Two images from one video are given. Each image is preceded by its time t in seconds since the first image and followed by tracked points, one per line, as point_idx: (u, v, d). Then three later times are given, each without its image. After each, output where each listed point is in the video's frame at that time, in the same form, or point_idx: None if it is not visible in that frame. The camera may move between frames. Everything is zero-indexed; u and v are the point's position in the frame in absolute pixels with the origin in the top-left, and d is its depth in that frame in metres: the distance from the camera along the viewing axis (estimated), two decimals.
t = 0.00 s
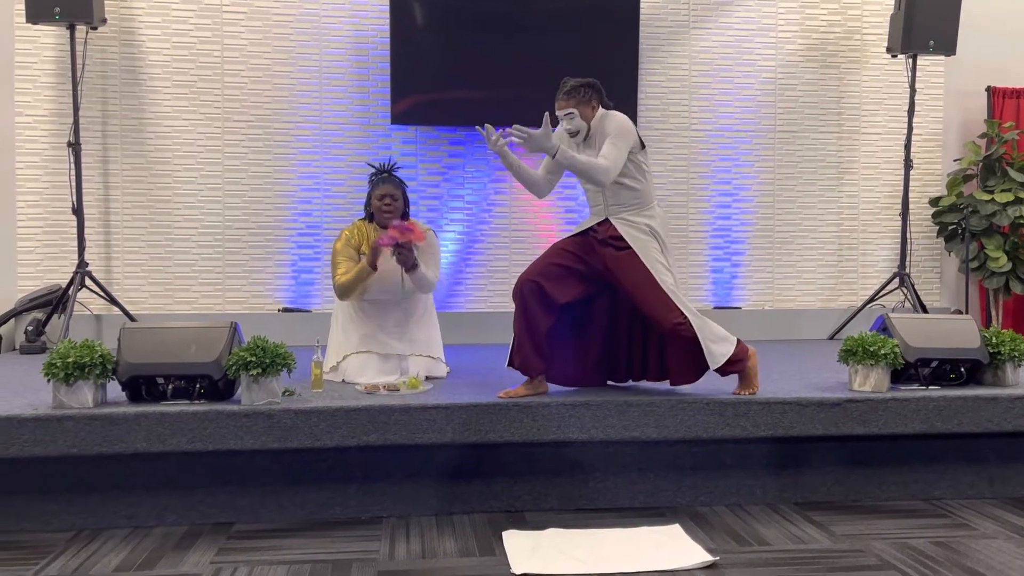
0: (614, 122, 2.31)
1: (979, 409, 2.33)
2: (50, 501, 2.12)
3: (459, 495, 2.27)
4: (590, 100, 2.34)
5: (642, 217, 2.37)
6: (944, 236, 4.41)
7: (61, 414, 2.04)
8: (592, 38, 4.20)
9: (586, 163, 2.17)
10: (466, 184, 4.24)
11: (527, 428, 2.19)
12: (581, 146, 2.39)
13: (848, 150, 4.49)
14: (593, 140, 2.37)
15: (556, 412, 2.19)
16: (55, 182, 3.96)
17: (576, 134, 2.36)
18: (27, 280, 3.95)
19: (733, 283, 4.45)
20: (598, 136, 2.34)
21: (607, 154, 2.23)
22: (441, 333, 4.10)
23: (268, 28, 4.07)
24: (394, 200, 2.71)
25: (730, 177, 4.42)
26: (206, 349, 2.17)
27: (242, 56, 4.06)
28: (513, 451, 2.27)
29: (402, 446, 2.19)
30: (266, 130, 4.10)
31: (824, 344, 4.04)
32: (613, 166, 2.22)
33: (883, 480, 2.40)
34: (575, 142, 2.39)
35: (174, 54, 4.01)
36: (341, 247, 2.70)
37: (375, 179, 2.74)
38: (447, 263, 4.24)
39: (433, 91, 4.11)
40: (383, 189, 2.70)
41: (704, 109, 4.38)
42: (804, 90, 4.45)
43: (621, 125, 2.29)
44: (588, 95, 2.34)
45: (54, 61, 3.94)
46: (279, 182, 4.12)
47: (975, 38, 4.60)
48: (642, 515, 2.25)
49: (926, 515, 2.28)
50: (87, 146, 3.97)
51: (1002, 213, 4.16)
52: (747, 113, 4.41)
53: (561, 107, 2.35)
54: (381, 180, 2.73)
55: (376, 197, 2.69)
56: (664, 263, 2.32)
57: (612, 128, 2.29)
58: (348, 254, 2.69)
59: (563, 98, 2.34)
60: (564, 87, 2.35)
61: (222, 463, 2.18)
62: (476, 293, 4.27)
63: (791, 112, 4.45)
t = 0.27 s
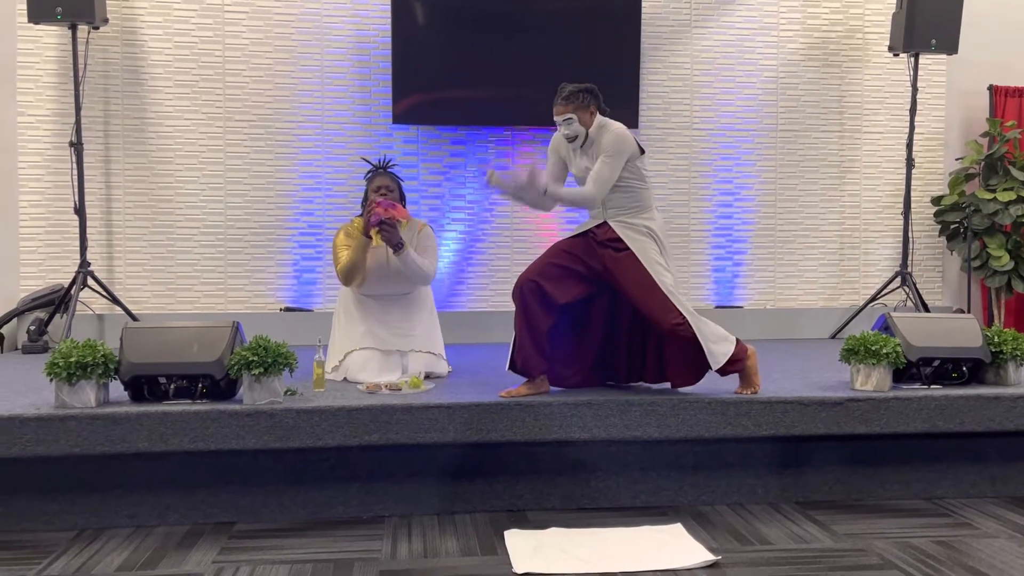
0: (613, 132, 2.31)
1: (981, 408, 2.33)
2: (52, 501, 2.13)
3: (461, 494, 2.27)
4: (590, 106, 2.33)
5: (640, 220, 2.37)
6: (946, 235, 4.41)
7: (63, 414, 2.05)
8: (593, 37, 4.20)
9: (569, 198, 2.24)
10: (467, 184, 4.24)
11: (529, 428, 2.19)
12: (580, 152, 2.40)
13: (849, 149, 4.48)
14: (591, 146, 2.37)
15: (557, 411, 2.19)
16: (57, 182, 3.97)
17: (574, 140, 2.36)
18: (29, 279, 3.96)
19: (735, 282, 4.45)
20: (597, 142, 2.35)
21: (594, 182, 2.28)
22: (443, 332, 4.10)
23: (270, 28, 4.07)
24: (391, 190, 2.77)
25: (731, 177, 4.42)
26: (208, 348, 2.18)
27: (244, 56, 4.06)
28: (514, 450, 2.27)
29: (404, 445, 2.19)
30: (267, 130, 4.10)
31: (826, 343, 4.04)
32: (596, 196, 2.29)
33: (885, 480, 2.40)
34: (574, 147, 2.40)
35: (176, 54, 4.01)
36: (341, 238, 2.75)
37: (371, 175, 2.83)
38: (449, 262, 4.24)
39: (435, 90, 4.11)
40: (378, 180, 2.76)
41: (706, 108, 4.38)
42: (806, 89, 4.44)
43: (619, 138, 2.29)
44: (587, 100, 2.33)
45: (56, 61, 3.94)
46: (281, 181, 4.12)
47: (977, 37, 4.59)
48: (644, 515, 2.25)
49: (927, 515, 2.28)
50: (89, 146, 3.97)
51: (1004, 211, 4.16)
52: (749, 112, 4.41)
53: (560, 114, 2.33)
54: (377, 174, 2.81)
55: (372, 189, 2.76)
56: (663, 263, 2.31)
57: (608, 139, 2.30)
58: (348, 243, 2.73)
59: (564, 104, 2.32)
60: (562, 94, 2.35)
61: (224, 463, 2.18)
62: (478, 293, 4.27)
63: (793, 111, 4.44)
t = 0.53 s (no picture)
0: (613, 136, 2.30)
1: (983, 408, 2.33)
2: (55, 500, 2.13)
3: (463, 494, 2.27)
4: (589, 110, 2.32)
5: (639, 223, 2.37)
6: (948, 234, 4.40)
7: (66, 414, 2.05)
8: (595, 36, 4.20)
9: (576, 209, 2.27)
10: (468, 183, 4.24)
11: (530, 427, 2.19)
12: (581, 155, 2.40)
13: (851, 148, 4.48)
14: (592, 150, 2.36)
15: (559, 411, 2.19)
16: (59, 182, 3.97)
17: (575, 144, 2.35)
18: (31, 279, 3.96)
19: (736, 282, 4.45)
20: (597, 146, 2.34)
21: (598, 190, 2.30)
22: (445, 332, 4.10)
23: (271, 28, 4.07)
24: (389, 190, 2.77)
25: (733, 176, 4.42)
26: (210, 348, 2.18)
27: (245, 56, 4.06)
28: (516, 450, 2.27)
29: (406, 445, 2.20)
30: (269, 129, 4.10)
31: (827, 342, 4.04)
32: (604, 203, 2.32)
33: (887, 479, 2.40)
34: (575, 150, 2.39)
35: (178, 54, 4.02)
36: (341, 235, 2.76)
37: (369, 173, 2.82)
38: (450, 262, 4.24)
39: (436, 89, 4.11)
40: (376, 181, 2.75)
41: (707, 107, 4.38)
42: (808, 88, 4.44)
43: (620, 145, 2.28)
44: (587, 105, 2.32)
45: (58, 61, 3.95)
46: (282, 181, 4.12)
47: (979, 36, 4.59)
48: (646, 515, 2.25)
49: (930, 514, 2.28)
50: (91, 146, 3.98)
51: (1007, 211, 4.15)
52: (751, 111, 4.41)
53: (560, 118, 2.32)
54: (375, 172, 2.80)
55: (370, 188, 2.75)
56: (662, 266, 2.32)
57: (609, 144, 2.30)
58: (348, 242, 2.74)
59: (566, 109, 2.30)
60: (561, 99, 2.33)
61: (226, 463, 2.18)
62: (479, 292, 4.28)
63: (795, 110, 4.44)
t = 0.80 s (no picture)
0: (619, 123, 2.32)
1: (985, 407, 2.32)
2: (56, 500, 2.13)
3: (464, 494, 2.27)
4: (594, 100, 2.33)
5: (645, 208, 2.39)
6: (950, 234, 4.40)
7: (67, 414, 2.05)
8: (596, 36, 4.20)
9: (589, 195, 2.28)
10: (470, 183, 4.24)
11: (532, 427, 2.19)
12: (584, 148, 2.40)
13: (853, 148, 4.48)
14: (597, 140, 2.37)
15: (560, 411, 2.19)
16: (61, 183, 3.98)
17: (581, 135, 2.35)
18: (32, 280, 3.97)
19: (737, 281, 4.44)
20: (603, 135, 2.34)
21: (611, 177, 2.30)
22: (446, 332, 4.10)
23: (272, 28, 4.08)
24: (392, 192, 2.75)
25: (734, 176, 4.42)
26: (211, 348, 2.18)
27: (246, 56, 4.06)
28: (517, 450, 2.27)
29: (407, 445, 2.19)
30: (270, 130, 4.11)
31: (829, 342, 4.04)
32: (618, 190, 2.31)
33: (889, 479, 2.40)
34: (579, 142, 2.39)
35: (179, 54, 4.02)
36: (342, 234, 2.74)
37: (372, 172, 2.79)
38: (451, 262, 4.24)
39: (437, 89, 4.11)
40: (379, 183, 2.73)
41: (708, 107, 4.38)
42: (809, 88, 4.44)
43: (627, 132, 2.29)
44: (594, 96, 2.33)
45: (60, 61, 3.95)
46: (284, 181, 4.12)
47: (980, 36, 4.58)
48: (647, 514, 2.25)
49: (931, 514, 2.27)
50: (93, 146, 3.98)
51: (1009, 210, 4.16)
52: (752, 110, 4.41)
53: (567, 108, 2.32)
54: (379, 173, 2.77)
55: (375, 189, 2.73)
56: (670, 252, 2.33)
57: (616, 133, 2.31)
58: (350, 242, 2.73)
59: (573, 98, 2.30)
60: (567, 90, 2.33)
61: (228, 463, 2.18)
62: (480, 292, 4.28)
63: (797, 109, 4.44)
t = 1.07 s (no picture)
0: (626, 115, 2.32)
1: (986, 407, 2.32)
2: (57, 501, 2.13)
3: (464, 494, 2.27)
4: (601, 93, 2.33)
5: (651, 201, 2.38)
6: (951, 234, 4.40)
7: (68, 414, 2.05)
8: (597, 36, 4.20)
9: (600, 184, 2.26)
10: (470, 183, 4.24)
11: (532, 427, 2.19)
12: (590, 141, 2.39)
13: (853, 148, 4.47)
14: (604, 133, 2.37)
15: (561, 411, 2.19)
16: (62, 183, 3.98)
17: (588, 128, 2.35)
18: (33, 280, 3.97)
19: (738, 281, 4.44)
20: (610, 128, 2.34)
21: (621, 166, 2.29)
22: (446, 332, 4.10)
23: (273, 29, 4.08)
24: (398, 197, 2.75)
25: (735, 175, 4.41)
26: (212, 348, 2.18)
27: (247, 56, 4.06)
28: (517, 450, 2.27)
29: (407, 445, 2.20)
30: (271, 130, 4.11)
31: (830, 342, 4.04)
32: (629, 180, 2.30)
33: (889, 479, 2.40)
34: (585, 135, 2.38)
35: (180, 54, 4.02)
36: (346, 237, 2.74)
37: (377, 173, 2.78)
38: (452, 262, 4.24)
39: (438, 89, 4.11)
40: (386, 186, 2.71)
41: (709, 107, 4.38)
42: (810, 88, 4.44)
43: (634, 123, 2.29)
44: (601, 89, 2.33)
45: (61, 62, 3.95)
46: (284, 181, 4.12)
47: (981, 35, 4.58)
48: (648, 515, 2.25)
49: (932, 514, 2.27)
50: (93, 146, 3.98)
51: (1009, 210, 4.15)
52: (753, 110, 4.40)
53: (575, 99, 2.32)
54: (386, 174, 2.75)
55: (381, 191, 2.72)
56: (674, 247, 2.33)
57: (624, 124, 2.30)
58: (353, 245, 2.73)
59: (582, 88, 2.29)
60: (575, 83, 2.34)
61: (228, 463, 2.18)
62: (481, 293, 4.28)
63: (797, 109, 4.44)
